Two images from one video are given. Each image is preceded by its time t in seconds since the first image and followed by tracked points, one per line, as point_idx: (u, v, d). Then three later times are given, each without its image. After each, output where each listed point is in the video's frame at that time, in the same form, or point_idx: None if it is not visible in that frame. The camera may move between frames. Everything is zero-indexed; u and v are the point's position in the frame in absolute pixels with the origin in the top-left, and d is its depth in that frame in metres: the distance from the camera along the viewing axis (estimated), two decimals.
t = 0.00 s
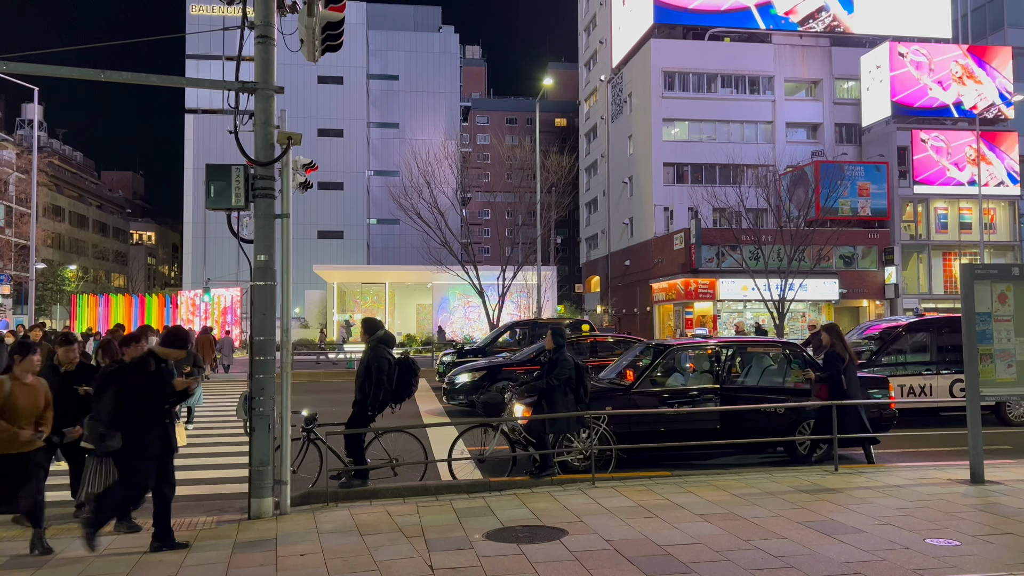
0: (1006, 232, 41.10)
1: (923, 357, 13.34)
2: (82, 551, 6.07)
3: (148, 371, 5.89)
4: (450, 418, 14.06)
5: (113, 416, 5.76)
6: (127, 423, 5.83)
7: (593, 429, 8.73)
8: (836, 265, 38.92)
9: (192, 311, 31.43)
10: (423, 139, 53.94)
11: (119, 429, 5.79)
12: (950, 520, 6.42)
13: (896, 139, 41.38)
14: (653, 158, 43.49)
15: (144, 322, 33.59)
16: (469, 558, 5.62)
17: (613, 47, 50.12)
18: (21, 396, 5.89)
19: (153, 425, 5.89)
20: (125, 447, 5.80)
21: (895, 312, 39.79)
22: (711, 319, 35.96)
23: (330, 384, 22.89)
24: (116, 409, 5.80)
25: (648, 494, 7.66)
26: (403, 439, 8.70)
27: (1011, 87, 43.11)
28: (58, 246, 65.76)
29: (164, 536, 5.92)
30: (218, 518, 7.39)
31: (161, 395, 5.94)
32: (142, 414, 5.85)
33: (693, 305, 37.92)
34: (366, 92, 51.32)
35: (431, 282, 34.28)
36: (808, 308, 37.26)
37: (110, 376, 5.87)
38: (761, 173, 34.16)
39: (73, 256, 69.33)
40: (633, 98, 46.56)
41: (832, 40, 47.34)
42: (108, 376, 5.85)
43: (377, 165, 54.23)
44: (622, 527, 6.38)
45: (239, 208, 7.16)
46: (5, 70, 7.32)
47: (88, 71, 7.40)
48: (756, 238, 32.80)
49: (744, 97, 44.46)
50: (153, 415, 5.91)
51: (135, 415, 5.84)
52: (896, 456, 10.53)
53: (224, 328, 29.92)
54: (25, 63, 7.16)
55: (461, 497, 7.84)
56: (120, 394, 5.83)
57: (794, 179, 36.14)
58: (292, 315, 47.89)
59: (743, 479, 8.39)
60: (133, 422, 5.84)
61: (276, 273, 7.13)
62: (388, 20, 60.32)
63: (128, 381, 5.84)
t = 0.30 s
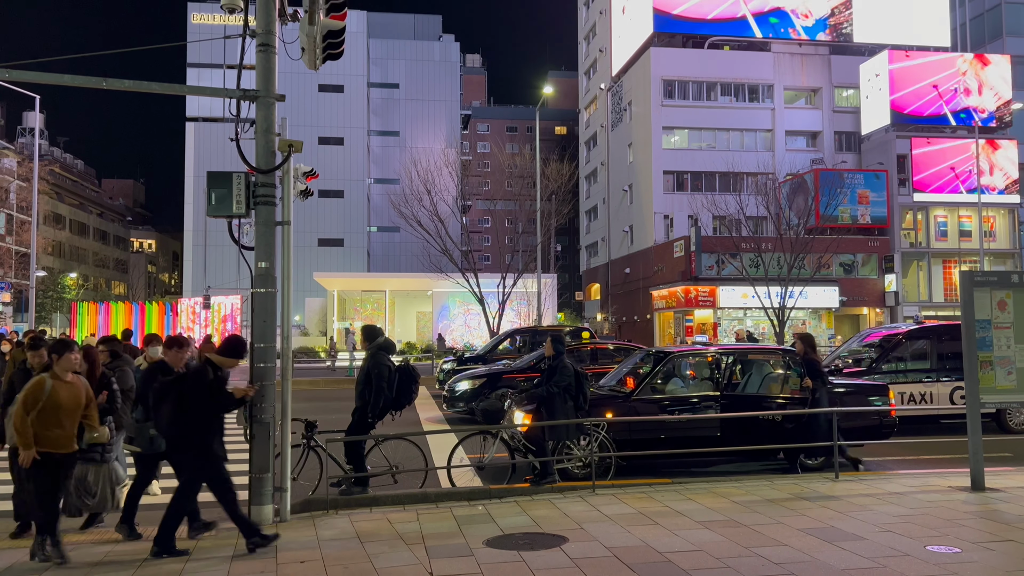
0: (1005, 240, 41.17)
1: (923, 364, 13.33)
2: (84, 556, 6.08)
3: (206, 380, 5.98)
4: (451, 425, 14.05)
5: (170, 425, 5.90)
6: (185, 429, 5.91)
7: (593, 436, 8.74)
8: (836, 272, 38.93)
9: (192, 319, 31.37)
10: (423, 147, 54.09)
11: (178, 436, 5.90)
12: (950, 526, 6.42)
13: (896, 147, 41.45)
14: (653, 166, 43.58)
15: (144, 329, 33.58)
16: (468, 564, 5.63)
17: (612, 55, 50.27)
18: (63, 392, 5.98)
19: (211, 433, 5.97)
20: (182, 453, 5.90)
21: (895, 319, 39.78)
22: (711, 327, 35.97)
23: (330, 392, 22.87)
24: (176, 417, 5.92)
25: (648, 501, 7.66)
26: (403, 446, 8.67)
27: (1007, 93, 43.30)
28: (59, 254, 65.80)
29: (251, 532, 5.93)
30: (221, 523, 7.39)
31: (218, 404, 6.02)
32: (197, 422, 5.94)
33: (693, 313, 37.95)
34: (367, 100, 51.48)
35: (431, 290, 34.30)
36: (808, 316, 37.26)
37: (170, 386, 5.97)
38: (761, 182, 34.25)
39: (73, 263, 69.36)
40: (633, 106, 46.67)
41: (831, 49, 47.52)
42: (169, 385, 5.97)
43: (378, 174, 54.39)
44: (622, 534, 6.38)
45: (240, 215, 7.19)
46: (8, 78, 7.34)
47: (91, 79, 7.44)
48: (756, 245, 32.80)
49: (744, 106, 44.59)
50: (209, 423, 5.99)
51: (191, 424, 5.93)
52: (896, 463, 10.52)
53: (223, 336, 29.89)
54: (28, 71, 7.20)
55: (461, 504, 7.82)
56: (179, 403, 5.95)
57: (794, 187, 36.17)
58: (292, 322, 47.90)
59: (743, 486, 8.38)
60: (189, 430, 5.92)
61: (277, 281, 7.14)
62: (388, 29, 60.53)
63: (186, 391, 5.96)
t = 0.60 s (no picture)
0: (1005, 247, 41.22)
1: (922, 372, 13.34)
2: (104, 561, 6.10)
3: (258, 380, 5.97)
4: (450, 433, 14.04)
5: (220, 426, 5.93)
6: (237, 429, 5.94)
7: (593, 444, 8.73)
8: (836, 280, 38.95)
9: (193, 327, 31.35)
10: (423, 155, 54.21)
11: (232, 437, 5.94)
12: (950, 535, 6.40)
13: (896, 154, 41.51)
14: (653, 173, 43.67)
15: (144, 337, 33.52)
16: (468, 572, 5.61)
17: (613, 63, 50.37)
18: (101, 404, 5.70)
19: (263, 433, 6.00)
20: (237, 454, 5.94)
21: (895, 327, 39.78)
22: (711, 334, 35.98)
23: (330, 399, 22.83)
24: (227, 417, 5.93)
25: (648, 510, 7.64)
26: (403, 453, 8.68)
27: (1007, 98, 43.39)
28: (59, 261, 65.81)
29: (263, 544, 5.99)
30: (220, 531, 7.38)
31: (271, 405, 6.01)
32: (250, 423, 5.95)
33: (693, 320, 37.99)
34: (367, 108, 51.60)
35: (432, 297, 34.31)
36: (808, 323, 37.28)
37: (222, 386, 6.00)
38: (761, 189, 34.32)
39: (73, 271, 69.31)
40: (633, 114, 46.74)
41: (830, 56, 47.69)
42: (218, 386, 5.99)
43: (378, 181, 54.51)
44: (623, 542, 6.37)
45: (241, 223, 7.21)
46: (10, 87, 7.38)
47: (92, 88, 7.47)
48: (756, 253, 32.81)
49: (744, 113, 44.71)
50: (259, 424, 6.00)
51: (245, 424, 5.95)
52: (896, 471, 10.51)
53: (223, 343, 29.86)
54: (29, 80, 7.22)
55: (460, 513, 7.81)
56: (230, 403, 5.96)
57: (794, 194, 36.21)
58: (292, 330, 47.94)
59: (743, 494, 8.36)
60: (242, 430, 5.96)
61: (278, 288, 7.13)
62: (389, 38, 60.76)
63: (238, 391, 5.96)
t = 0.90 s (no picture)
0: (1005, 257, 41.28)
1: (923, 382, 13.32)
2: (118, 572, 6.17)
3: (313, 392, 5.98)
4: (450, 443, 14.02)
5: (275, 437, 5.93)
6: (292, 440, 5.98)
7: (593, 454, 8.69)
8: (836, 289, 38.94)
9: (193, 336, 31.31)
10: (423, 165, 54.34)
11: (286, 449, 5.96)
12: (951, 545, 6.38)
13: (895, 164, 41.58)
14: (653, 183, 43.76)
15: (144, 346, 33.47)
16: None
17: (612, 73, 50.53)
18: (152, 415, 5.54)
19: (315, 445, 6.03)
20: (291, 465, 5.98)
21: (895, 337, 39.75)
22: (711, 343, 35.95)
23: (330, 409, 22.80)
24: (283, 427, 5.95)
25: (647, 520, 7.62)
26: (403, 464, 8.66)
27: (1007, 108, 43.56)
28: (59, 271, 65.91)
29: (354, 539, 6.18)
30: (218, 542, 7.35)
31: (325, 416, 6.02)
32: (304, 434, 6.00)
33: (693, 329, 38.03)
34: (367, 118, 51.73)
35: (432, 307, 34.32)
36: (808, 333, 37.24)
37: (277, 397, 6.00)
38: (760, 199, 34.39)
39: (74, 280, 69.37)
40: (633, 124, 46.83)
41: (830, 67, 47.87)
42: (273, 396, 6.00)
43: (378, 191, 54.64)
44: (622, 553, 6.35)
45: (241, 233, 7.24)
46: (12, 98, 7.41)
47: (93, 98, 7.51)
48: (756, 262, 32.79)
49: (743, 123, 44.85)
50: (314, 436, 6.03)
51: (299, 435, 6.00)
52: (897, 481, 10.49)
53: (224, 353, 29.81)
54: (31, 90, 7.26)
55: (460, 523, 7.80)
56: (288, 414, 5.99)
57: (794, 204, 36.27)
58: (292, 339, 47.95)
59: (744, 504, 8.34)
60: (297, 440, 6.01)
61: (277, 298, 7.12)
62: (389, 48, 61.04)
63: (294, 402, 5.98)
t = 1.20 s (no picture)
0: (1005, 265, 41.33)
1: (923, 391, 13.31)
2: None
3: (366, 392, 6.11)
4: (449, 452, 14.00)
5: (328, 434, 6.00)
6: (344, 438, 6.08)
7: (593, 463, 8.63)
8: (836, 298, 38.95)
9: (192, 345, 31.25)
10: (423, 174, 54.44)
11: (337, 448, 6.06)
12: (951, 554, 6.37)
13: (894, 173, 41.67)
14: (653, 192, 43.84)
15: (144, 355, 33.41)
16: None
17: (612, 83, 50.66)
18: (204, 415, 5.53)
19: (366, 445, 6.11)
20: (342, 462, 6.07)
21: (895, 345, 39.70)
22: (711, 352, 35.92)
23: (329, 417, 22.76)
24: (335, 427, 6.03)
25: (648, 529, 7.60)
26: (403, 473, 8.61)
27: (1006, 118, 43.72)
28: (59, 280, 65.94)
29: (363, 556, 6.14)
30: (216, 552, 7.30)
31: (376, 415, 6.13)
32: (356, 434, 6.09)
33: (693, 338, 38.02)
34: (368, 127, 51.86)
35: (432, 316, 34.32)
36: (808, 342, 37.22)
37: (329, 398, 6.11)
38: (760, 208, 34.46)
39: (73, 289, 69.39)
40: (632, 133, 46.96)
41: (829, 76, 48.05)
42: (324, 397, 6.10)
43: (378, 200, 54.77)
44: (623, 563, 6.33)
45: (241, 241, 7.26)
46: (13, 106, 7.42)
47: (95, 108, 7.53)
48: (756, 271, 32.76)
49: (742, 133, 44.98)
50: (364, 437, 6.12)
51: (349, 434, 6.09)
52: (897, 490, 10.47)
53: (223, 362, 29.78)
54: (32, 100, 7.28)
55: (459, 533, 7.77)
56: (340, 413, 6.09)
57: (794, 213, 36.28)
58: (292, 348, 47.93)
59: (744, 514, 8.32)
60: (349, 439, 6.10)
61: (277, 306, 7.12)
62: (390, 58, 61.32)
63: (346, 402, 6.09)
